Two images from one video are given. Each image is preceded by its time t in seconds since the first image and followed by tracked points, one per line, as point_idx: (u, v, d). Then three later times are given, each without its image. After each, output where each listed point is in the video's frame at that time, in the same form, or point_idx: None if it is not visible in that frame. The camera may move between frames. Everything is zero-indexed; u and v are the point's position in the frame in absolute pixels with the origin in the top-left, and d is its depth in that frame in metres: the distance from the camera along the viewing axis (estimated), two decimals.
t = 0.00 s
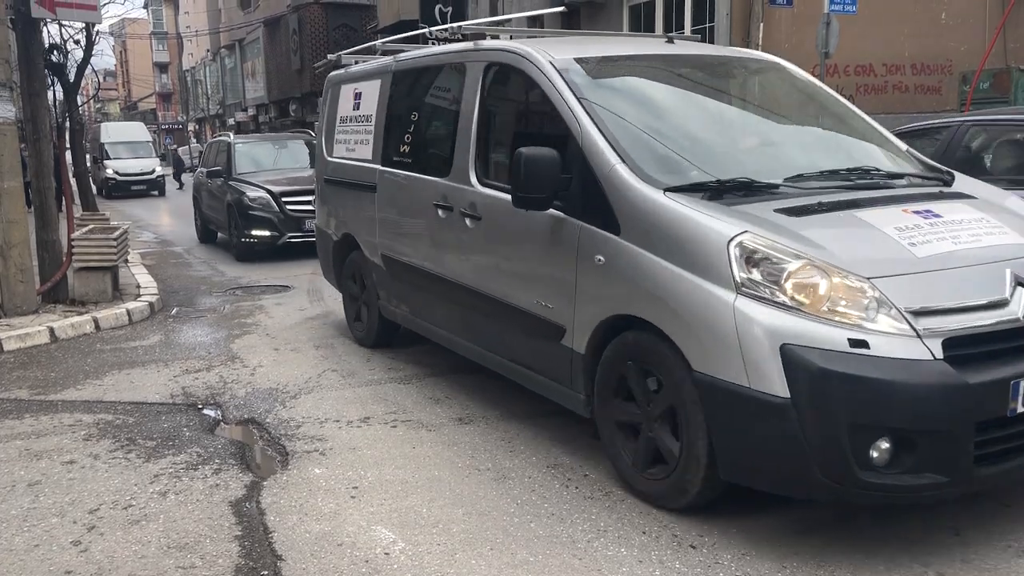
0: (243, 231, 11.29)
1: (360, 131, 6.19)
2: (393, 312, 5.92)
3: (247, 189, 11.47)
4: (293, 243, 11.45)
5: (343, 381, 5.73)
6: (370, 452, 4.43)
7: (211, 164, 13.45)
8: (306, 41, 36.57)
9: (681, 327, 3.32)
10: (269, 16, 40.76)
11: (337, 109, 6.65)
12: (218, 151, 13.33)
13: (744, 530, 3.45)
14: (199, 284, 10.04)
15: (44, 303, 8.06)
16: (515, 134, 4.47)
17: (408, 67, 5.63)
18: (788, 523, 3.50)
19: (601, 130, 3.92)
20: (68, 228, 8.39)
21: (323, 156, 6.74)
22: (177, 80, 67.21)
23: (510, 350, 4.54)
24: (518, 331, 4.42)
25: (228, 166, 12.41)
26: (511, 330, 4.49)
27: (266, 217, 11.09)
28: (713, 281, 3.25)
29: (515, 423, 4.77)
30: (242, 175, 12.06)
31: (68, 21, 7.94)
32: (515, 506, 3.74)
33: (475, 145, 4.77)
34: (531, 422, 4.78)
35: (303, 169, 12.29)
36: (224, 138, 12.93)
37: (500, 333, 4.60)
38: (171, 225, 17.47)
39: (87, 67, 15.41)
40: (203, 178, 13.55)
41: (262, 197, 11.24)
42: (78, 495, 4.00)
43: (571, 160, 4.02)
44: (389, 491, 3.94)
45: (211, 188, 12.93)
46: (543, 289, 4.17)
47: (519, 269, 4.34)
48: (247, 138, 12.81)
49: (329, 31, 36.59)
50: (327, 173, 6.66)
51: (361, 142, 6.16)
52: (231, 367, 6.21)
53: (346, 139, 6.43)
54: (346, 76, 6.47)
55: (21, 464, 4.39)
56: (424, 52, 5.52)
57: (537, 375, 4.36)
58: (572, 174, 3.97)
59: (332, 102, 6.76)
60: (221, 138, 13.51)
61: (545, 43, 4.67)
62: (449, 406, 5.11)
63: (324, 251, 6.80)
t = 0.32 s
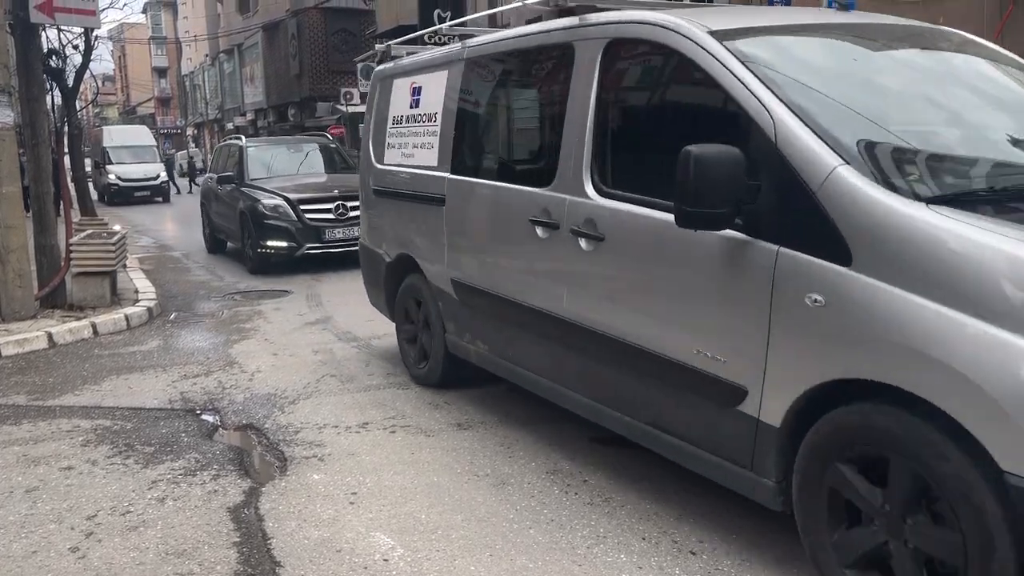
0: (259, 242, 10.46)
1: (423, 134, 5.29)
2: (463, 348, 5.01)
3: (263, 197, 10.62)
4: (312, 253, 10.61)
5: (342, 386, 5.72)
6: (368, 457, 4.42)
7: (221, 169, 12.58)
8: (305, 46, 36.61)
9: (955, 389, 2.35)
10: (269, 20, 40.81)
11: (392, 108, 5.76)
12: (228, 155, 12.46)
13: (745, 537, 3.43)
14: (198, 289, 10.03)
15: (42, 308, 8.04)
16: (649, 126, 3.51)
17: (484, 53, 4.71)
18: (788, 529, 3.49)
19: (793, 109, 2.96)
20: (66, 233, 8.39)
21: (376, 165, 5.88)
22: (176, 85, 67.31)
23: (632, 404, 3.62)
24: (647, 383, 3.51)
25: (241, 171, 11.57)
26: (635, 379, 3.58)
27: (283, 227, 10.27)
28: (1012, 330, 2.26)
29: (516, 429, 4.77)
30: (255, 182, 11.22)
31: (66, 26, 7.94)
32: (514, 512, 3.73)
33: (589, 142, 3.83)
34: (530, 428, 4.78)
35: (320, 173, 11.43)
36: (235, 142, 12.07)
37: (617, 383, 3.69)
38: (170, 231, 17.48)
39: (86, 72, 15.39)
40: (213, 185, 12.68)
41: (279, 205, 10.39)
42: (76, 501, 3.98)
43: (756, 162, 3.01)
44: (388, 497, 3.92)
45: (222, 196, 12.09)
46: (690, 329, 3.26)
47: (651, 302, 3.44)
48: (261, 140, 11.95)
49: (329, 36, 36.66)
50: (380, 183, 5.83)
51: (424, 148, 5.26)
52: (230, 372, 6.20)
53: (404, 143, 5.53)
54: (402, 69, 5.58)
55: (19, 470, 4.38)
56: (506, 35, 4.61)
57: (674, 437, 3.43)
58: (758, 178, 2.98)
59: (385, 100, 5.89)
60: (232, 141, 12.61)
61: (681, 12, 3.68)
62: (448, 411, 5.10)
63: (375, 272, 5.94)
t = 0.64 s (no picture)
0: (275, 255, 9.66)
1: (518, 131, 4.26)
2: (570, 401, 4.01)
3: (279, 205, 9.80)
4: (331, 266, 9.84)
5: (340, 392, 5.71)
6: (366, 464, 4.40)
7: (231, 175, 11.77)
8: (303, 52, 36.61)
9: None
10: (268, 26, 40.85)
11: (468, 103, 4.76)
12: (238, 159, 11.64)
13: (744, 543, 3.43)
14: (196, 294, 10.02)
15: (39, 314, 8.02)
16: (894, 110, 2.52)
17: (615, 25, 3.69)
18: (788, 536, 3.48)
19: None
20: (64, 238, 8.38)
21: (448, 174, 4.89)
22: (173, 90, 67.29)
23: (810, 484, 2.76)
24: (840, 457, 2.64)
25: (253, 177, 10.74)
26: (821, 454, 2.70)
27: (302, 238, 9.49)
28: None
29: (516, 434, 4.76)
30: (268, 189, 10.41)
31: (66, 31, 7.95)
32: (513, 519, 3.72)
33: (798, 133, 2.77)
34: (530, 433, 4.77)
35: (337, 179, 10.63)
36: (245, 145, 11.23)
37: (771, 443, 2.89)
38: (168, 236, 17.48)
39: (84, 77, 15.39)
40: (222, 192, 11.85)
41: (297, 214, 9.59)
42: (73, 508, 3.97)
43: None
44: (386, 503, 3.91)
45: (232, 204, 11.33)
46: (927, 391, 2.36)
47: (831, 338, 2.63)
48: (273, 143, 11.13)
49: (327, 41, 36.67)
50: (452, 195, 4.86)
51: (523, 150, 4.22)
52: (227, 378, 6.19)
53: (491, 144, 4.49)
54: (490, 55, 4.56)
55: (16, 476, 4.36)
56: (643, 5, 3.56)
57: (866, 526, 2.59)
58: None
59: (459, 94, 4.88)
60: (242, 144, 11.77)
61: None
62: (446, 417, 5.10)
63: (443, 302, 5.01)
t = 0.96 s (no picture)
0: (291, 269, 8.81)
1: (692, 124, 3.18)
2: (772, 497, 2.92)
3: (295, 214, 8.95)
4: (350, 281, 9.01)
5: (337, 398, 5.69)
6: (363, 469, 4.39)
7: (242, 180, 10.96)
8: (301, 57, 36.68)
9: None
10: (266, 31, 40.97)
11: (605, 91, 3.70)
12: (249, 163, 10.81)
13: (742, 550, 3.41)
14: (192, 299, 10.01)
15: (34, 319, 7.99)
16: None
17: None
18: (784, 541, 3.45)
19: None
20: (60, 243, 8.35)
21: (571, 181, 3.88)
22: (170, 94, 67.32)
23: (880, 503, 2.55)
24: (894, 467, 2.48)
25: (264, 182, 9.92)
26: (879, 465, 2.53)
27: (320, 249, 8.65)
28: None
29: (513, 440, 4.75)
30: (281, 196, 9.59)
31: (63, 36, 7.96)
32: (511, 525, 3.70)
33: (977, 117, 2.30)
34: (526, 439, 4.76)
35: (355, 185, 9.79)
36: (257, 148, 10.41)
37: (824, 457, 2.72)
38: (165, 241, 17.46)
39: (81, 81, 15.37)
40: (232, 198, 11.04)
41: (314, 224, 8.75)
42: (68, 514, 3.95)
43: None
44: (383, 509, 3.90)
45: (241, 213, 10.54)
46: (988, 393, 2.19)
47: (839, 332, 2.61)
48: (287, 146, 10.30)
49: (325, 46, 36.76)
50: (579, 210, 3.83)
51: (704, 150, 3.12)
52: (223, 383, 6.17)
53: (641, 142, 3.44)
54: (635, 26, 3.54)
55: (10, 483, 4.34)
56: None
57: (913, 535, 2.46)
58: None
59: (589, 80, 3.83)
60: (254, 146, 10.94)
61: None
62: (443, 422, 5.09)
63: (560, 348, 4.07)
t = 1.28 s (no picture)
0: (306, 281, 8.20)
1: None
2: None
3: (313, 221, 8.32)
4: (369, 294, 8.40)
5: (333, 402, 5.68)
6: (359, 475, 4.38)
7: (252, 184, 10.40)
8: (298, 62, 36.69)
9: None
10: (263, 36, 41.06)
11: (893, 53, 2.39)
12: (260, 166, 10.26)
13: (739, 555, 3.40)
14: (189, 304, 9.99)
15: (30, 324, 7.97)
16: None
17: None
18: (781, 547, 3.45)
19: None
20: (57, 248, 8.33)
21: (812, 177, 2.59)
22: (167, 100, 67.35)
23: None
24: None
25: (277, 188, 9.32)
26: None
27: (339, 261, 8.03)
28: None
29: (510, 445, 4.74)
30: (294, 202, 9.04)
31: (59, 41, 7.94)
32: (508, 530, 3.69)
33: None
34: (523, 444, 4.76)
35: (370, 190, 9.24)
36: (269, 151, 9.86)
37: None
38: (162, 247, 17.40)
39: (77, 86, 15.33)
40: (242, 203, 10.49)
41: (333, 234, 8.13)
42: (63, 520, 3.93)
43: None
44: (379, 515, 3.88)
45: (250, 220, 10.00)
46: None
47: None
48: (301, 148, 9.76)
49: (323, 51, 36.81)
50: (844, 233, 2.50)
51: None
52: (220, 388, 6.15)
53: (1005, 128, 2.13)
54: None
55: (5, 488, 4.32)
56: None
57: None
58: None
59: (855, 39, 2.50)
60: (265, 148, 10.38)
61: None
62: (440, 427, 5.08)
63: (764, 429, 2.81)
